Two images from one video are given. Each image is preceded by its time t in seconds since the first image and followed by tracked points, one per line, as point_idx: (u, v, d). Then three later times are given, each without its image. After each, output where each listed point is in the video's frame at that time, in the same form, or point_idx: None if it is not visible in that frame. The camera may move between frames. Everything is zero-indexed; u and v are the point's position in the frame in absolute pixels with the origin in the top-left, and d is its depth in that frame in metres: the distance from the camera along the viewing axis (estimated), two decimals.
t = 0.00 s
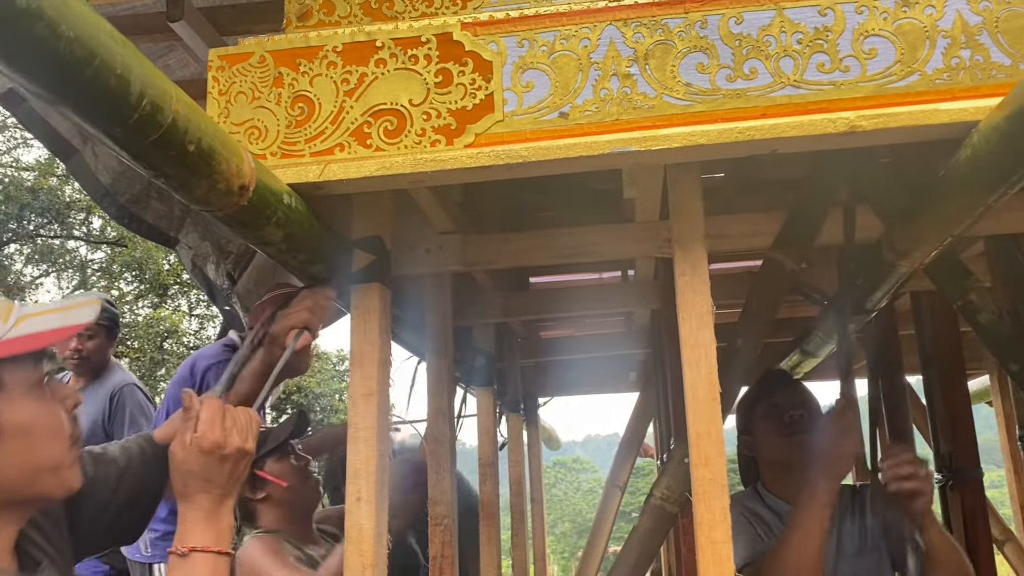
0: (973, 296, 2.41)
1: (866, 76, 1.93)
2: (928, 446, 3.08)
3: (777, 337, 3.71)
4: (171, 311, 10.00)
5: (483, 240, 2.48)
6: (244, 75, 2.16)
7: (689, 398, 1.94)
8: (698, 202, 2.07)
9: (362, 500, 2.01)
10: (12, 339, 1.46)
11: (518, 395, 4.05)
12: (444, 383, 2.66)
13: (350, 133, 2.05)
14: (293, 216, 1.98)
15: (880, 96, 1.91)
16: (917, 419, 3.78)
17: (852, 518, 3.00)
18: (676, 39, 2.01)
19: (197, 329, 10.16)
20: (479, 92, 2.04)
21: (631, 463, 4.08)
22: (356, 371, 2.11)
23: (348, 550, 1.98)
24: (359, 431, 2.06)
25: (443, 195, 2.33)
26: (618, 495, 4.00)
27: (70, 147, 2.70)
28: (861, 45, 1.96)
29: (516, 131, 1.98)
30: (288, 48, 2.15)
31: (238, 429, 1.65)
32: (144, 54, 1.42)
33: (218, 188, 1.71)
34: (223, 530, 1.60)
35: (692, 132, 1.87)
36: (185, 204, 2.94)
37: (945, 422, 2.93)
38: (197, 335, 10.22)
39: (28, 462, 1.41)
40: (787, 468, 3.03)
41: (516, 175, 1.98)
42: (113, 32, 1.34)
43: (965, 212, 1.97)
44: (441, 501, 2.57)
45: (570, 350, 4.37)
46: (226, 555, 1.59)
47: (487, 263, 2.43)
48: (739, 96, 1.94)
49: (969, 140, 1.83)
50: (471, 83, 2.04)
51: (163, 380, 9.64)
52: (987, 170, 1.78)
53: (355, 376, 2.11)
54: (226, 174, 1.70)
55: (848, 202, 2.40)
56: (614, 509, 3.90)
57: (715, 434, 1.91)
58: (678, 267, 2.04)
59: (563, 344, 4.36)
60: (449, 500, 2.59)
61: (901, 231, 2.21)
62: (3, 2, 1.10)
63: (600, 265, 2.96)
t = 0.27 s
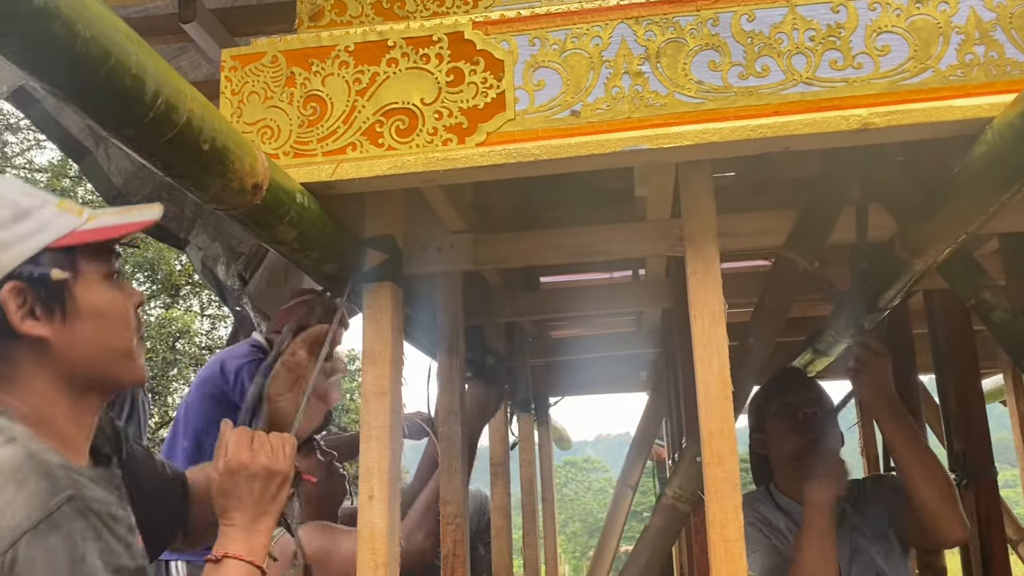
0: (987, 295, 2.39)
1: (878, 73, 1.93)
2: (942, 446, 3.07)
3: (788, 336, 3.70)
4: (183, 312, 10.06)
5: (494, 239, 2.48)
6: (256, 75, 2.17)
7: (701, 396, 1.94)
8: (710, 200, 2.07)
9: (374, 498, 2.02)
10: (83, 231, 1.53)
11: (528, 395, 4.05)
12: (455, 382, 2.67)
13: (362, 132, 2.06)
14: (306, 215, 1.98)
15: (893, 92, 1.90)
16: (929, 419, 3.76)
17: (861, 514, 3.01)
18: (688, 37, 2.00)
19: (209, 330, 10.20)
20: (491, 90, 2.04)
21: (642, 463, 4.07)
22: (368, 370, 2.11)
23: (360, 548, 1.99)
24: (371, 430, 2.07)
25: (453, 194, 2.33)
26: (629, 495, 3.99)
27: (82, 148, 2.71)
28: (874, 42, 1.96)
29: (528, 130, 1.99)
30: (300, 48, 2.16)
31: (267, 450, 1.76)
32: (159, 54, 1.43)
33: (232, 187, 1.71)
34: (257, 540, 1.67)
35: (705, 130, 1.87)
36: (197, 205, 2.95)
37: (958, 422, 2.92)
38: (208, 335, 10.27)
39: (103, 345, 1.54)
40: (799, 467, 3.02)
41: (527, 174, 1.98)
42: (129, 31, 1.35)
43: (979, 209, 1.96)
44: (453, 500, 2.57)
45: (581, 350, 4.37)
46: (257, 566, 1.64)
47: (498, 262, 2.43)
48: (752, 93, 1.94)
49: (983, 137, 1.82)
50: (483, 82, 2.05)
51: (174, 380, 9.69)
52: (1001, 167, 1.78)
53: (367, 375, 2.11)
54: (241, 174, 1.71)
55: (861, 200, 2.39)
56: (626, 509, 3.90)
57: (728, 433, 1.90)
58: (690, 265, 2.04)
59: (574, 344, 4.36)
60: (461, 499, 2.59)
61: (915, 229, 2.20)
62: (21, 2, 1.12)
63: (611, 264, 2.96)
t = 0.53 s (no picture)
0: (999, 294, 2.38)
1: (888, 71, 1.91)
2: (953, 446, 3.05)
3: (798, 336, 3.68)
4: (193, 312, 10.11)
5: (501, 239, 2.48)
6: (264, 76, 2.17)
7: (710, 397, 1.93)
8: (718, 199, 2.06)
9: (383, 499, 2.02)
10: (96, 141, 1.47)
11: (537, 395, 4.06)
12: (464, 382, 2.68)
13: (370, 132, 2.06)
14: (314, 215, 1.99)
15: (903, 90, 1.89)
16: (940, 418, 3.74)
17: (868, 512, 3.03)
18: (696, 35, 2.00)
19: (218, 330, 10.25)
20: (499, 90, 2.04)
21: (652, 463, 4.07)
22: (377, 370, 2.11)
23: (369, 548, 1.99)
24: (380, 430, 2.07)
25: (461, 194, 2.33)
26: (638, 495, 3.99)
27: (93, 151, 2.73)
28: (884, 40, 1.94)
29: (536, 130, 1.98)
30: (308, 49, 2.16)
31: (302, 432, 1.79)
32: (166, 55, 1.43)
33: (240, 188, 1.71)
34: (285, 509, 1.63)
35: (713, 129, 1.86)
36: (206, 206, 2.96)
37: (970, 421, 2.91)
38: (218, 335, 10.31)
39: (121, 250, 1.45)
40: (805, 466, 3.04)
41: (535, 173, 1.98)
42: (137, 33, 1.35)
43: (990, 208, 1.94)
44: (461, 500, 2.57)
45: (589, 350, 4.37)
46: (277, 536, 1.58)
47: (506, 262, 2.43)
48: (761, 92, 1.93)
49: (994, 135, 1.81)
50: (490, 82, 2.05)
51: (184, 380, 9.74)
52: (1012, 166, 1.76)
53: (376, 375, 2.11)
54: (248, 174, 1.71)
55: (870, 199, 2.38)
56: (635, 509, 3.90)
57: (737, 434, 1.89)
58: (698, 264, 2.03)
59: (582, 344, 4.36)
60: (470, 500, 2.59)
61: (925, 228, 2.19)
62: (29, 4, 1.12)
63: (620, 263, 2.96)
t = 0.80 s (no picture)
0: (1011, 293, 2.36)
1: (899, 69, 1.90)
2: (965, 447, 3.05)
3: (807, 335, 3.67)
4: (201, 313, 10.15)
5: (510, 239, 2.48)
6: (273, 76, 2.17)
7: (720, 397, 1.92)
8: (728, 199, 2.05)
9: (392, 498, 2.02)
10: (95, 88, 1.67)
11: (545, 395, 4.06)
12: (473, 383, 2.69)
13: (379, 132, 2.06)
14: (323, 215, 1.98)
15: (914, 88, 1.88)
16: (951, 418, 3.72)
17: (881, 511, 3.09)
18: (706, 34, 1.99)
19: (227, 331, 10.29)
20: (507, 89, 2.03)
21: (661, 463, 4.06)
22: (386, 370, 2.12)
23: (378, 548, 1.98)
24: (389, 429, 2.07)
25: (470, 194, 2.33)
26: (647, 495, 3.99)
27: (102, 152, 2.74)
28: (895, 38, 1.93)
29: (545, 129, 1.98)
30: (317, 49, 2.16)
31: (375, 318, 1.65)
32: (176, 55, 1.44)
33: (250, 188, 1.71)
34: (345, 384, 1.53)
35: (723, 128, 1.85)
36: (214, 206, 2.97)
37: (981, 421, 2.91)
38: (227, 335, 10.34)
39: (122, 173, 1.60)
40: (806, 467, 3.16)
41: (545, 173, 1.98)
42: (147, 33, 1.35)
43: (1003, 206, 1.93)
44: (469, 500, 2.56)
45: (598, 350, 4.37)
46: (331, 414, 1.48)
47: (514, 262, 2.43)
48: (771, 90, 1.92)
49: (1006, 133, 1.80)
50: (499, 81, 2.04)
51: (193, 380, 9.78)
52: None
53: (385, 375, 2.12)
54: (257, 173, 1.71)
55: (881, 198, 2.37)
56: (644, 509, 3.89)
57: (747, 434, 1.88)
58: (708, 264, 2.02)
59: (590, 344, 4.36)
60: (479, 500, 2.60)
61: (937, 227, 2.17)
62: (39, 3, 1.12)
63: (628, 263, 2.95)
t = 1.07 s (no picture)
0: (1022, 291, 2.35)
1: (911, 67, 1.90)
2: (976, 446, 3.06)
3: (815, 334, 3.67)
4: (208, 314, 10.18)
5: (520, 238, 2.48)
6: (284, 76, 2.18)
7: (731, 394, 1.92)
8: (739, 197, 2.05)
9: (403, 497, 2.02)
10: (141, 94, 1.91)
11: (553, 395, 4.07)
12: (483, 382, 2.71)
13: (390, 131, 2.06)
14: (334, 214, 1.99)
15: (926, 86, 1.88)
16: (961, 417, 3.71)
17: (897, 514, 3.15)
18: (717, 32, 1.99)
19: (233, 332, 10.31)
20: (518, 88, 2.03)
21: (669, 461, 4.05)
22: (397, 369, 2.12)
23: (390, 546, 1.99)
24: (400, 428, 2.07)
25: (479, 192, 2.33)
26: (656, 494, 3.99)
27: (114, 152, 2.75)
28: (906, 35, 1.93)
29: (555, 127, 1.98)
30: (328, 48, 2.17)
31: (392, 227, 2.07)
32: (189, 54, 1.43)
33: (262, 186, 1.71)
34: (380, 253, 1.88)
35: (734, 126, 1.85)
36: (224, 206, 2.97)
37: (992, 420, 2.92)
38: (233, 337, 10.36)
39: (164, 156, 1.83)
40: (819, 467, 3.25)
41: (555, 171, 1.98)
42: (161, 32, 1.35)
43: (1015, 203, 1.92)
44: (481, 499, 2.61)
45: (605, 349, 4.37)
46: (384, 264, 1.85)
47: (524, 261, 2.43)
48: (782, 88, 1.92)
49: (1019, 129, 1.79)
50: (510, 80, 2.04)
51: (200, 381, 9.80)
52: None
53: (396, 373, 2.12)
54: (269, 171, 1.71)
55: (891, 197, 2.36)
56: (653, 507, 3.90)
57: (759, 432, 1.88)
58: (719, 262, 2.02)
59: (598, 343, 4.37)
60: (488, 499, 2.62)
61: (947, 225, 2.17)
62: (55, 2, 1.12)
63: (637, 262, 2.95)
